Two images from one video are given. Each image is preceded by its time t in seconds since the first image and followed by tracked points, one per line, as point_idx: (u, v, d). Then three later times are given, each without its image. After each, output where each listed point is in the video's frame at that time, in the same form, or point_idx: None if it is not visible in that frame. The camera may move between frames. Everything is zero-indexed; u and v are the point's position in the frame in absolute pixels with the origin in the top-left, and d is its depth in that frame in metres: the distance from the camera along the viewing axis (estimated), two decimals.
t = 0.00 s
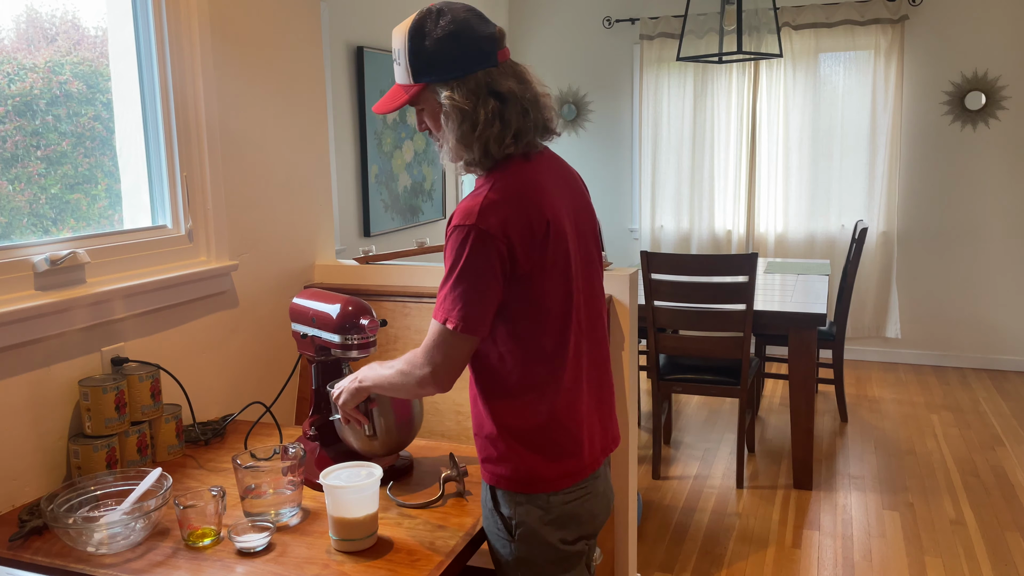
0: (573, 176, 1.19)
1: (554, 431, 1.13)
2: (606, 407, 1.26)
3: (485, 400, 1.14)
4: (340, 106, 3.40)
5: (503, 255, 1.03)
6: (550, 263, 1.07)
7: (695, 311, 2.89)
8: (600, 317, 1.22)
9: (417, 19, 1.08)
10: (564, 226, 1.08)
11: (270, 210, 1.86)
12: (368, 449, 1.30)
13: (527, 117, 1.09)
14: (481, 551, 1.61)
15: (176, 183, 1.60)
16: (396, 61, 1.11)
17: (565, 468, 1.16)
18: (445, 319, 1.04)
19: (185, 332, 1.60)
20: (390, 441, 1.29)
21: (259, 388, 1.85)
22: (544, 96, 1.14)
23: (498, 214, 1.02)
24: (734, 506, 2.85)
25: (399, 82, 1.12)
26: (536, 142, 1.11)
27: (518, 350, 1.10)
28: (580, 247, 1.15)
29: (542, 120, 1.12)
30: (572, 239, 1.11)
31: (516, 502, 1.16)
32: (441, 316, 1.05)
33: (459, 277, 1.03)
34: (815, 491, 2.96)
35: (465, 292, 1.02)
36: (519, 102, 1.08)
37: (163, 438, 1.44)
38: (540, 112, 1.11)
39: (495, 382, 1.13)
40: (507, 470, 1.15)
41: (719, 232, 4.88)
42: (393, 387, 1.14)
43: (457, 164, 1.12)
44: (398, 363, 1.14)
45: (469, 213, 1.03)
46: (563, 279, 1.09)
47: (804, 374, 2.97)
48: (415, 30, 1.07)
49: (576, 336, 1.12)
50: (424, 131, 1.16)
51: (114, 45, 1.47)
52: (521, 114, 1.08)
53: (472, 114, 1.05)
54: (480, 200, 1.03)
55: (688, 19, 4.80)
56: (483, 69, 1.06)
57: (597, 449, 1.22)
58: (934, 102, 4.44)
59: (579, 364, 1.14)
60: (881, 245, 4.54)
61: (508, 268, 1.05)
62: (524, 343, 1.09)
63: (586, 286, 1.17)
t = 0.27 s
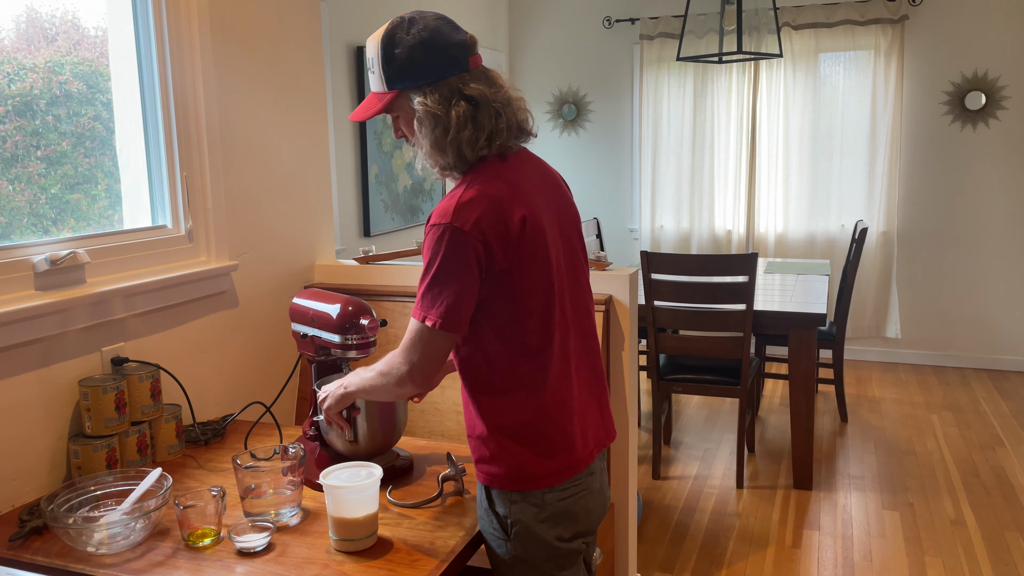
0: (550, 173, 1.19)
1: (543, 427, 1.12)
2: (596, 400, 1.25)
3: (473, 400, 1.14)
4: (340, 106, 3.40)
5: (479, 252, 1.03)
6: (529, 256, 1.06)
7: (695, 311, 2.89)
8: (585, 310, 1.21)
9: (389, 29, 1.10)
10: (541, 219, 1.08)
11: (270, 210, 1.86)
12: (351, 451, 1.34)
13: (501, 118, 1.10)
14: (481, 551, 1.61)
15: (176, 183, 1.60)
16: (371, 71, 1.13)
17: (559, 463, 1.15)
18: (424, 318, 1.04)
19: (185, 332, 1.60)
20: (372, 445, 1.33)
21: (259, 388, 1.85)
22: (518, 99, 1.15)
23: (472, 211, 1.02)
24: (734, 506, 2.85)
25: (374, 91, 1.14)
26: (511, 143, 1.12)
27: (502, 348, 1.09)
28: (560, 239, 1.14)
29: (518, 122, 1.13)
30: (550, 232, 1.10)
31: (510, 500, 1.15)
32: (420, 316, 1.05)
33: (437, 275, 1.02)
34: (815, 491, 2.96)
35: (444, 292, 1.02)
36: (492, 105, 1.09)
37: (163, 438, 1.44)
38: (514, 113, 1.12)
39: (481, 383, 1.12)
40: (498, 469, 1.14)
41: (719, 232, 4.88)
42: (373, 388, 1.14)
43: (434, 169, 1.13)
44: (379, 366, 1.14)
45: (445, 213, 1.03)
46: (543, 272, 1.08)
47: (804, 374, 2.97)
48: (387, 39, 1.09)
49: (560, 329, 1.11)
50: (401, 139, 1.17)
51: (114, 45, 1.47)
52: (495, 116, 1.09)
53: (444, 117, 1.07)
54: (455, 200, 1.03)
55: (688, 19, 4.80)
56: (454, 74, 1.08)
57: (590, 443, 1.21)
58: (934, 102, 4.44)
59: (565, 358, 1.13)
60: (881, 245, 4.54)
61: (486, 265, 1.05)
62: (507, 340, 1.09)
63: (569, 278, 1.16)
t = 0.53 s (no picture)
0: (532, 168, 1.18)
1: (536, 426, 1.12)
2: (590, 393, 1.25)
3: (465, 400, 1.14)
4: (340, 106, 3.40)
5: (462, 254, 1.02)
6: (514, 254, 1.05)
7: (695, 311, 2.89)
8: (574, 304, 1.20)
9: (362, 41, 1.11)
10: (523, 215, 1.07)
11: (270, 211, 1.86)
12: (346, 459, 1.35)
13: (477, 119, 1.10)
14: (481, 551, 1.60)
15: (176, 184, 1.60)
16: (349, 83, 1.14)
17: (554, 460, 1.14)
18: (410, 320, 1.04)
19: (185, 332, 1.60)
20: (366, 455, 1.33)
21: (259, 388, 1.85)
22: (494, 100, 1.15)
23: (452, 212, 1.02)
24: (734, 506, 2.85)
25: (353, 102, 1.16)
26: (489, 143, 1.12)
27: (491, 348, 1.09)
28: (546, 234, 1.13)
29: (496, 122, 1.13)
30: (535, 227, 1.09)
31: (507, 500, 1.15)
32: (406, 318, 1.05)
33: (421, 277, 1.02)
34: (815, 491, 2.96)
35: (430, 296, 1.02)
36: (468, 108, 1.10)
37: (163, 438, 1.44)
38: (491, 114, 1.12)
39: (471, 384, 1.12)
40: (495, 468, 1.14)
41: (719, 232, 4.88)
42: (365, 395, 1.13)
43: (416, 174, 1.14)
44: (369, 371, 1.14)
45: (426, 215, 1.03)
46: (529, 269, 1.07)
47: (804, 374, 2.97)
48: (361, 51, 1.10)
49: (548, 326, 1.10)
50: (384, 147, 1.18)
51: (114, 45, 1.47)
52: (470, 117, 1.09)
53: (419, 122, 1.07)
54: (436, 203, 1.03)
55: (688, 19, 4.80)
56: (427, 80, 1.09)
57: (586, 437, 1.20)
58: (934, 102, 4.44)
59: (555, 354, 1.13)
60: (881, 245, 4.54)
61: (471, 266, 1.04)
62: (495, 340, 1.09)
63: (557, 272, 1.15)
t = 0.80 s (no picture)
0: (521, 167, 1.18)
1: (532, 425, 1.12)
2: (586, 389, 1.25)
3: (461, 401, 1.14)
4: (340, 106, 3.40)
5: (456, 253, 1.02)
6: (507, 252, 1.05)
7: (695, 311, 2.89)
8: (567, 301, 1.20)
9: (347, 51, 1.13)
10: (514, 213, 1.07)
11: (271, 211, 1.86)
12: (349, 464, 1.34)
13: (463, 120, 1.10)
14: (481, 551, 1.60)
15: (176, 184, 1.60)
16: (337, 94, 1.16)
17: (554, 458, 1.14)
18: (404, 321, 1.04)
19: (185, 332, 1.60)
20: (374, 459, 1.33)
21: (259, 388, 1.85)
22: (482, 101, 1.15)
23: (444, 212, 1.02)
24: (734, 505, 2.85)
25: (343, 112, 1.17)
26: (478, 143, 1.11)
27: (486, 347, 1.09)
28: (539, 231, 1.13)
29: (483, 121, 1.12)
30: (526, 225, 1.09)
31: (506, 501, 1.15)
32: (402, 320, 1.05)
33: (414, 278, 1.03)
34: (815, 491, 2.96)
35: (425, 297, 1.02)
36: (454, 109, 1.10)
37: (163, 438, 1.44)
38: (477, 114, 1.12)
39: (467, 384, 1.12)
40: (493, 469, 1.14)
41: (720, 232, 4.88)
42: (368, 401, 1.14)
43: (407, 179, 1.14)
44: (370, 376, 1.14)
45: (418, 215, 1.03)
46: (522, 266, 1.07)
47: (804, 374, 2.97)
48: (346, 61, 1.12)
49: (542, 323, 1.10)
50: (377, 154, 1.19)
51: (114, 45, 1.47)
52: (456, 118, 1.09)
53: (406, 126, 1.08)
54: (428, 204, 1.03)
55: (688, 18, 4.80)
56: (412, 84, 1.09)
57: (585, 433, 1.20)
58: (934, 102, 4.44)
59: (550, 352, 1.13)
60: (881, 245, 4.54)
61: (464, 265, 1.04)
62: (491, 339, 1.09)
63: (550, 269, 1.15)
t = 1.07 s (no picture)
0: (520, 165, 1.17)
1: (531, 424, 1.12)
2: (586, 388, 1.25)
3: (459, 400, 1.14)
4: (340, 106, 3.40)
5: (452, 252, 1.02)
6: (504, 250, 1.05)
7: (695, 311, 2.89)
8: (566, 300, 1.20)
9: (342, 60, 1.13)
10: (511, 212, 1.07)
11: (271, 211, 1.86)
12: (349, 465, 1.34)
13: (459, 121, 1.09)
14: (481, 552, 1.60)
15: (176, 183, 1.60)
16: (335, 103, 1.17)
17: (554, 457, 1.14)
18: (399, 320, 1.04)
19: (185, 331, 1.60)
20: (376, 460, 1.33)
21: (259, 388, 1.85)
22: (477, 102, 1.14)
23: (440, 211, 1.02)
24: (734, 505, 2.85)
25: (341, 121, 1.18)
26: (474, 144, 1.11)
27: (485, 346, 1.09)
28: (539, 230, 1.13)
29: (479, 122, 1.12)
30: (524, 223, 1.09)
31: (508, 501, 1.15)
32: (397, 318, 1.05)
33: (410, 278, 1.03)
34: (815, 491, 2.96)
35: (420, 296, 1.02)
36: (449, 111, 1.09)
37: (163, 438, 1.44)
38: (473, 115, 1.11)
39: (466, 384, 1.12)
40: (491, 468, 1.14)
41: (719, 232, 4.88)
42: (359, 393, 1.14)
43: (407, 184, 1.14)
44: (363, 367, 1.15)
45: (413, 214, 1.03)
46: (520, 265, 1.07)
47: (804, 373, 2.97)
48: (341, 69, 1.12)
49: (541, 322, 1.10)
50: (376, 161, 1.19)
51: (114, 45, 1.47)
52: (451, 120, 1.09)
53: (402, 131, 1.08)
54: (425, 203, 1.03)
55: (688, 18, 4.80)
56: (406, 89, 1.10)
57: (586, 431, 1.20)
58: (934, 102, 4.44)
59: (549, 351, 1.13)
60: (881, 245, 4.54)
61: (462, 264, 1.04)
62: (489, 338, 1.08)
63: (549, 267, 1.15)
